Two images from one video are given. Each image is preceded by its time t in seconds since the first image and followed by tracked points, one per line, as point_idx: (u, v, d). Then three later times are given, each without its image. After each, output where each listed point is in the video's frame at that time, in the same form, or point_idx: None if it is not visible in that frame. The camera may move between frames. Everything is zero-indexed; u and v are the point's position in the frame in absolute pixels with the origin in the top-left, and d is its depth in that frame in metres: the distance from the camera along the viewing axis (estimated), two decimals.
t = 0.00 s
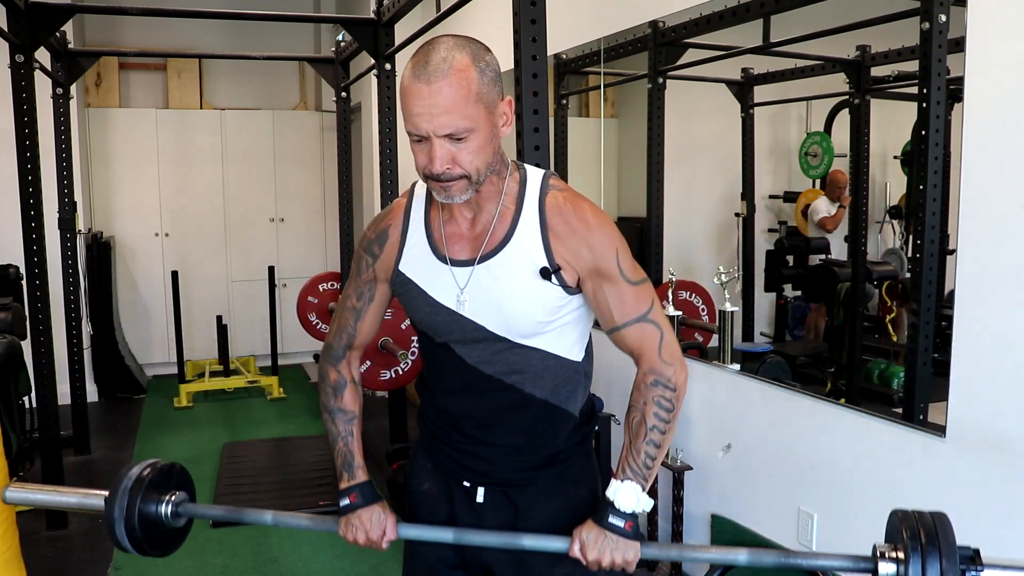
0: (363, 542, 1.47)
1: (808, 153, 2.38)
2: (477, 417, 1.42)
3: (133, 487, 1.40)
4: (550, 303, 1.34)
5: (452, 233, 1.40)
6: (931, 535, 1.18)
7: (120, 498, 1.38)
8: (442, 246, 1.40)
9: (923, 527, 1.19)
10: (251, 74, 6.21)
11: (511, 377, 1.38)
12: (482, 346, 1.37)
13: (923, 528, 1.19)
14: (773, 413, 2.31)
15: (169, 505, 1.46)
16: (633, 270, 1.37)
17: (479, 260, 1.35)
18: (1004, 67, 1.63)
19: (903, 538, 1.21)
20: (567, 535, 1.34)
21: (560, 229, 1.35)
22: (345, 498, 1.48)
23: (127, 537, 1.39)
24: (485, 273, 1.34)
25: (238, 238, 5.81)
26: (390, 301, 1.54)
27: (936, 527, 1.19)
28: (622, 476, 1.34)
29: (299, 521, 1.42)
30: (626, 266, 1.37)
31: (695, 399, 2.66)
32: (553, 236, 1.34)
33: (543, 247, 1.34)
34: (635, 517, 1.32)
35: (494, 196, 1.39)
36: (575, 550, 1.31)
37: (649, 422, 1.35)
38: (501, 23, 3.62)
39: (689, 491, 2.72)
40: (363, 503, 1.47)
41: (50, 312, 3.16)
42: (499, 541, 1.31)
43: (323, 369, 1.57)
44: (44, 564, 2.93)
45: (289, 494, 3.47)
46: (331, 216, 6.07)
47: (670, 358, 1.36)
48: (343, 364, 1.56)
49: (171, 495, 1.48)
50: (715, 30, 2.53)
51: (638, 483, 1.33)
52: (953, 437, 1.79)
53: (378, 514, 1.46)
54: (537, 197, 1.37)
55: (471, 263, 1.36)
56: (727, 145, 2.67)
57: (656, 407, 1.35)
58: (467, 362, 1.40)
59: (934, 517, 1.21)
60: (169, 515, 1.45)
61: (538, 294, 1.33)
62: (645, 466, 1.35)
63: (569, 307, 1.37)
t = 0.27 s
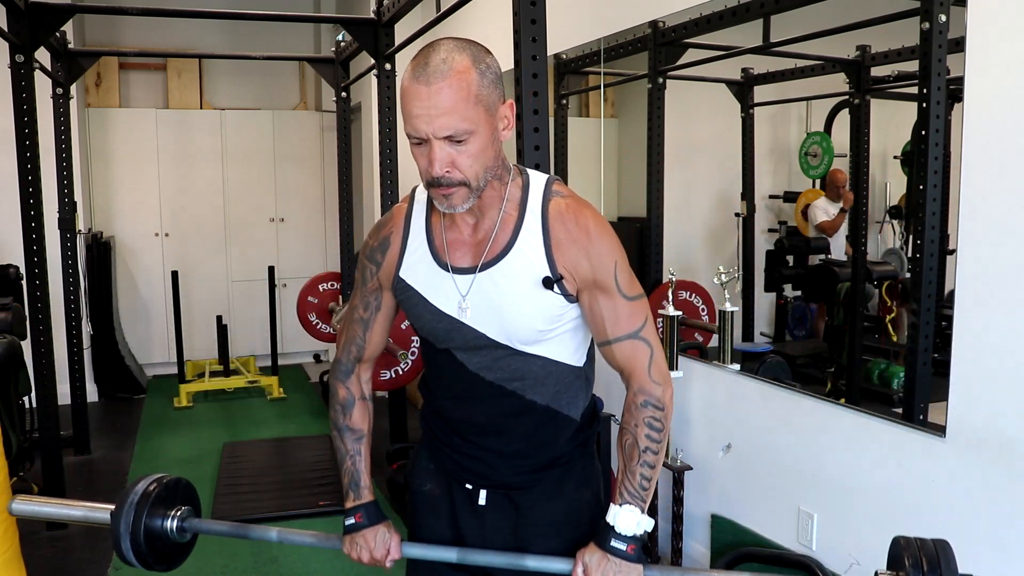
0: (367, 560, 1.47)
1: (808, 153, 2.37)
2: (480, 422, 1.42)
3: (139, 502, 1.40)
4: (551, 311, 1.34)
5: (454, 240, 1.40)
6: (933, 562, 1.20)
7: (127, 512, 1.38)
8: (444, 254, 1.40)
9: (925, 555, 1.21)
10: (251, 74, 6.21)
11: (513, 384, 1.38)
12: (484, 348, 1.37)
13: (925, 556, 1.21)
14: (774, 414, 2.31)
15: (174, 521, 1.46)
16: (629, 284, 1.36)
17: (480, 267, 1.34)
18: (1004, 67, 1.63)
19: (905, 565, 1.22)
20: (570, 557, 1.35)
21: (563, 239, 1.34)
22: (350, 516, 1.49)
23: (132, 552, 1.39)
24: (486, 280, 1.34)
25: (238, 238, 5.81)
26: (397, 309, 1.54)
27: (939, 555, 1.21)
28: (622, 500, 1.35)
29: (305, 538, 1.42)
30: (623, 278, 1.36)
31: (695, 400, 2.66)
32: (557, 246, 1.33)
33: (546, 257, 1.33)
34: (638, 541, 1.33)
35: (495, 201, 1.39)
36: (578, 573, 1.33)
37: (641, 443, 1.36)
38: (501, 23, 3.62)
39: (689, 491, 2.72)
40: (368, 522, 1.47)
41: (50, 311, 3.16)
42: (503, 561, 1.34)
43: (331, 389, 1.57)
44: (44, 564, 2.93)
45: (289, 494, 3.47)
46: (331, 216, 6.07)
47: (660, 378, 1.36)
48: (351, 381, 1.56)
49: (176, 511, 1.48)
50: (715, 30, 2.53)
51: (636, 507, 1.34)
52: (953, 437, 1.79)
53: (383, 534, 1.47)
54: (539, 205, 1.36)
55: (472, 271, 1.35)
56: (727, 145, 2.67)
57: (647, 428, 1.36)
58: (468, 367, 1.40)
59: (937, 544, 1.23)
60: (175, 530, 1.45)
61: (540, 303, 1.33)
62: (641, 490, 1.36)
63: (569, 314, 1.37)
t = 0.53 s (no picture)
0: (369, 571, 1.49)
1: (808, 153, 2.37)
2: (482, 427, 1.42)
3: (143, 511, 1.40)
4: (552, 317, 1.34)
5: (457, 245, 1.40)
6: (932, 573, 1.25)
7: (130, 522, 1.38)
8: (445, 259, 1.39)
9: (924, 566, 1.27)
10: (251, 74, 6.21)
11: (515, 390, 1.38)
12: (485, 349, 1.37)
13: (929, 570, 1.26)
14: (775, 414, 2.31)
15: (179, 530, 1.46)
16: (626, 293, 1.36)
17: (483, 272, 1.34)
18: (1004, 67, 1.63)
19: None
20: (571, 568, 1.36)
21: (565, 244, 1.34)
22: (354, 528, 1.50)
23: (136, 561, 1.39)
24: (487, 286, 1.34)
25: (238, 238, 5.81)
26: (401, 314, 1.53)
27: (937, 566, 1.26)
28: (620, 514, 1.37)
29: (308, 549, 1.43)
30: (622, 285, 1.36)
31: (695, 400, 2.66)
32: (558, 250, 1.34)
33: (548, 261, 1.33)
34: (637, 552, 1.35)
35: (498, 205, 1.38)
36: None
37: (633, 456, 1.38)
38: (501, 23, 3.62)
39: (689, 491, 2.72)
40: (371, 534, 1.48)
41: (50, 311, 3.16)
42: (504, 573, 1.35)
43: (338, 397, 1.57)
44: (44, 564, 2.93)
45: (289, 494, 3.47)
46: (331, 215, 6.07)
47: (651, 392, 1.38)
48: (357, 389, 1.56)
49: (181, 520, 1.48)
50: (715, 30, 2.53)
51: (634, 520, 1.36)
52: (953, 437, 1.79)
53: (385, 546, 1.49)
54: (542, 211, 1.36)
55: (475, 275, 1.35)
56: (726, 145, 2.67)
57: (638, 441, 1.37)
58: (469, 372, 1.40)
59: (934, 557, 1.29)
60: (179, 539, 1.45)
61: (541, 309, 1.33)
62: (637, 502, 1.37)
63: (571, 320, 1.37)
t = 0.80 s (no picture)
0: None
1: (808, 153, 2.37)
2: (483, 429, 1.42)
3: (146, 517, 1.40)
4: (552, 320, 1.34)
5: (456, 248, 1.40)
6: None
7: (134, 528, 1.37)
8: (445, 263, 1.39)
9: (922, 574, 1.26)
10: (251, 74, 6.21)
11: (514, 392, 1.38)
12: (486, 350, 1.37)
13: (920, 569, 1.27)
14: (775, 415, 2.31)
15: (179, 536, 1.46)
16: (622, 299, 1.36)
17: (481, 276, 1.34)
18: (1004, 67, 1.63)
19: None
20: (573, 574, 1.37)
21: (564, 249, 1.34)
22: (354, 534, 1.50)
23: (138, 567, 1.39)
24: (486, 290, 1.34)
25: (238, 238, 5.81)
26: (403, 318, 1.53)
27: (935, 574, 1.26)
28: (615, 521, 1.38)
29: (309, 554, 1.43)
30: (618, 292, 1.36)
31: (695, 400, 2.66)
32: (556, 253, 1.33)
33: (546, 264, 1.33)
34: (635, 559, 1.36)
35: (496, 208, 1.39)
36: None
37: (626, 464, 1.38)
38: (501, 23, 3.62)
39: (689, 491, 2.72)
40: (371, 541, 1.49)
41: (50, 311, 3.16)
42: None
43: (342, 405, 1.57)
44: (44, 564, 2.93)
45: (289, 495, 3.47)
46: (331, 215, 6.07)
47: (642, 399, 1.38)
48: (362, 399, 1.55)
49: (180, 526, 1.48)
50: (716, 30, 2.53)
51: (631, 527, 1.36)
52: (953, 437, 1.79)
53: (387, 552, 1.49)
54: (540, 214, 1.36)
55: (473, 279, 1.35)
56: (727, 145, 2.67)
57: (630, 449, 1.38)
58: (468, 374, 1.40)
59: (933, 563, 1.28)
60: (180, 545, 1.45)
61: (540, 312, 1.33)
62: (632, 510, 1.38)
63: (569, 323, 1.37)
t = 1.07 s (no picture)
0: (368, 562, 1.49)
1: (808, 153, 2.37)
2: (483, 426, 1.42)
3: (144, 503, 1.40)
4: (553, 314, 1.34)
5: (456, 245, 1.40)
6: (932, 561, 1.27)
7: (130, 514, 1.38)
8: (445, 258, 1.39)
9: (924, 554, 1.29)
10: (251, 74, 6.21)
11: (514, 386, 1.38)
12: (487, 347, 1.37)
13: (924, 555, 1.28)
14: (775, 414, 2.31)
15: (178, 522, 1.47)
16: (628, 286, 1.36)
17: (482, 270, 1.34)
18: (1004, 67, 1.63)
19: (903, 563, 1.30)
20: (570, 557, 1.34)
21: (564, 241, 1.34)
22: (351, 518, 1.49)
23: (137, 554, 1.40)
24: (486, 284, 1.34)
25: (238, 237, 5.81)
26: (397, 313, 1.53)
27: (937, 555, 1.28)
28: (622, 502, 1.34)
29: (308, 539, 1.43)
30: (624, 279, 1.35)
31: (695, 400, 2.66)
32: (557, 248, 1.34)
33: (546, 257, 1.33)
34: (636, 542, 1.33)
35: (496, 204, 1.39)
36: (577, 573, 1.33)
37: (642, 448, 1.35)
38: (501, 22, 3.62)
39: (689, 491, 2.72)
40: (369, 524, 1.48)
41: (50, 311, 3.15)
42: (502, 561, 1.34)
43: (331, 390, 1.56)
44: (44, 564, 2.93)
45: (289, 494, 3.47)
46: (331, 215, 6.07)
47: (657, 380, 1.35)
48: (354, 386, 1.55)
49: (179, 511, 1.49)
50: (716, 30, 2.53)
51: (634, 508, 1.33)
52: (953, 437, 1.79)
53: (386, 536, 1.48)
54: (539, 208, 1.36)
55: (474, 274, 1.35)
56: (727, 145, 2.67)
57: (646, 431, 1.35)
58: (469, 370, 1.39)
59: (933, 542, 1.31)
60: (178, 531, 1.46)
61: (541, 305, 1.33)
62: (639, 491, 1.35)
63: (571, 317, 1.37)
